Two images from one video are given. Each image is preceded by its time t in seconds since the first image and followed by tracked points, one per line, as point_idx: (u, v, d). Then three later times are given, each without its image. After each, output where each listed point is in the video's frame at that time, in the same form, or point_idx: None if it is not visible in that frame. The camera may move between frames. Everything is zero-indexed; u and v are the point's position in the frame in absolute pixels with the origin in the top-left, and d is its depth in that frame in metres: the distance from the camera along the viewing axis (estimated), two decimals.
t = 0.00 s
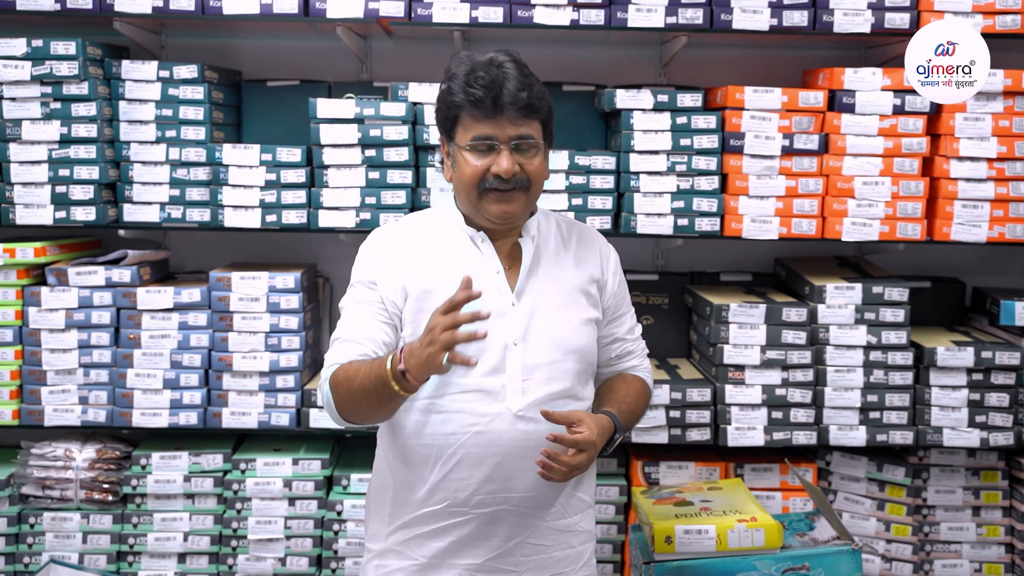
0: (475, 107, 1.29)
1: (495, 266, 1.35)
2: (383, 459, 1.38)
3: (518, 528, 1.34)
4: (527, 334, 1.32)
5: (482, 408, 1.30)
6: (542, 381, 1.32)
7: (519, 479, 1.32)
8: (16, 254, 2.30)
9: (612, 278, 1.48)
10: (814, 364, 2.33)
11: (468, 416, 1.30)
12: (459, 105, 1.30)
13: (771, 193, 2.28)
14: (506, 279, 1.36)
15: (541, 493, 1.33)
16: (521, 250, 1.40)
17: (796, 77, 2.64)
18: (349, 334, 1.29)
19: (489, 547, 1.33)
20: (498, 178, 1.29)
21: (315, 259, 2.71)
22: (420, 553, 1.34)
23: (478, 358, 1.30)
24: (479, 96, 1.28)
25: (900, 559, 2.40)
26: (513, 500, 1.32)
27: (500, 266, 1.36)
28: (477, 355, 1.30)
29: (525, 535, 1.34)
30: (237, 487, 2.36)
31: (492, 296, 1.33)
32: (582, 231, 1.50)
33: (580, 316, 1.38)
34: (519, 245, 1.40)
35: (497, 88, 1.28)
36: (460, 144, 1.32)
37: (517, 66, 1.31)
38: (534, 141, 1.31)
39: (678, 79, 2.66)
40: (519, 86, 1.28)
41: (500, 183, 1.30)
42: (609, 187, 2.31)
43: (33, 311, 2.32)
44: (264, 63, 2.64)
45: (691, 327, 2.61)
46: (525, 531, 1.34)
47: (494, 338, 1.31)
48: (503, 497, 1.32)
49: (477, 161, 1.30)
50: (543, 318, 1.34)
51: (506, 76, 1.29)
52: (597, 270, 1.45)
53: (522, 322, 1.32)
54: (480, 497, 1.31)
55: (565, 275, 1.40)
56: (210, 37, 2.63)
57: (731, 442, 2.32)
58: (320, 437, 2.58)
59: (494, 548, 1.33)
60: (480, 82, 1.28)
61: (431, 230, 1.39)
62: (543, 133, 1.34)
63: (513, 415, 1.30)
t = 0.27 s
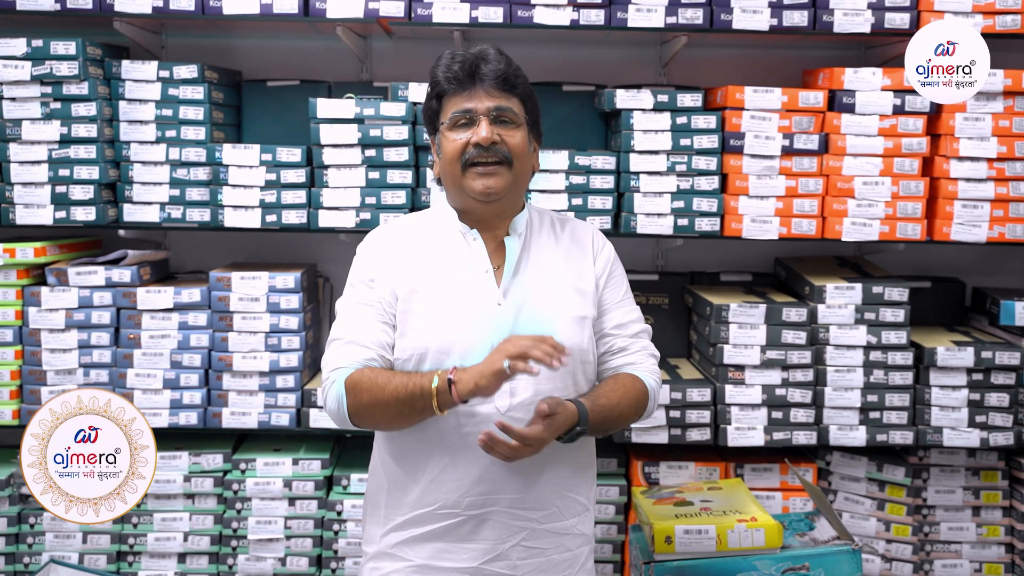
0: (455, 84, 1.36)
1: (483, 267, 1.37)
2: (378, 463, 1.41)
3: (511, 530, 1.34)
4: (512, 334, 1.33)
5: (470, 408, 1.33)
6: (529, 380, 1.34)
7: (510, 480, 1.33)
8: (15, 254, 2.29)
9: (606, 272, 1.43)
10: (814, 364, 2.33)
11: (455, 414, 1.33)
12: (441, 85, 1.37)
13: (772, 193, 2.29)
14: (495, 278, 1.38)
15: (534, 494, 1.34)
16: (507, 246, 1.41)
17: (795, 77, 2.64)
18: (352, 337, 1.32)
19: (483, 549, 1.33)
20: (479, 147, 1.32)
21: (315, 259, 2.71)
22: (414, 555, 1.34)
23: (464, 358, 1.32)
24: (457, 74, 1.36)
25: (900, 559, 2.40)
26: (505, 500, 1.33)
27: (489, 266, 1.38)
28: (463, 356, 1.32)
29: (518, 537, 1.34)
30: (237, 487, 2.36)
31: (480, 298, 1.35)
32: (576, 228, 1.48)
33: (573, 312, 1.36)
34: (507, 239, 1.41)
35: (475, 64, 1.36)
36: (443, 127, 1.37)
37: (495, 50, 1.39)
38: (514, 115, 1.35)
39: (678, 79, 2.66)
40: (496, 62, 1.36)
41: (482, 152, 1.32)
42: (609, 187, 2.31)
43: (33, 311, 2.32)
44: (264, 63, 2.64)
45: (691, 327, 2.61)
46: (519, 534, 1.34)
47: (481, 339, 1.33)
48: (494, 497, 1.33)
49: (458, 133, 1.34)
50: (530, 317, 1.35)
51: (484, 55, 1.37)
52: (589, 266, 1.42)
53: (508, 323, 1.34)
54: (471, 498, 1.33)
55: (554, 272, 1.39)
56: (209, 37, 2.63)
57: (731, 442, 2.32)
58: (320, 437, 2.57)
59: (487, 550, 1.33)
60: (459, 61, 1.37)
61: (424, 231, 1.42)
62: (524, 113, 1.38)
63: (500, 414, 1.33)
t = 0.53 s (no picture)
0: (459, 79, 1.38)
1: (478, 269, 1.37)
2: (375, 465, 1.42)
3: (504, 533, 1.34)
4: (505, 337, 1.34)
5: (461, 410, 1.33)
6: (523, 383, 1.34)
7: (501, 482, 1.34)
8: (15, 254, 2.30)
9: (604, 273, 1.42)
10: (814, 364, 2.33)
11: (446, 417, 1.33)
12: (446, 81, 1.39)
13: (771, 193, 2.28)
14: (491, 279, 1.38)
15: (527, 497, 1.34)
16: (503, 246, 1.40)
17: (795, 77, 2.64)
18: (347, 341, 1.34)
19: (476, 552, 1.33)
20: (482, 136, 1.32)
21: (315, 259, 2.71)
22: (409, 557, 1.35)
23: (456, 360, 1.33)
24: (462, 68, 1.38)
25: (900, 559, 2.40)
26: (497, 503, 1.33)
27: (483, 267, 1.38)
28: (455, 358, 1.33)
29: (510, 541, 1.34)
30: (237, 487, 2.36)
31: (473, 300, 1.35)
32: (577, 229, 1.47)
33: (569, 316, 1.36)
34: (505, 238, 1.40)
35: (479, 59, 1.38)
36: (446, 120, 1.38)
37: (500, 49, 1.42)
38: (517, 108, 1.36)
39: (678, 79, 2.66)
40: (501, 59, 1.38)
41: (485, 141, 1.32)
42: (609, 187, 2.31)
43: (33, 311, 2.32)
44: (264, 63, 2.64)
45: (691, 327, 2.60)
46: (512, 537, 1.34)
47: (474, 341, 1.34)
48: (486, 500, 1.33)
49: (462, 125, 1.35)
50: (523, 319, 1.35)
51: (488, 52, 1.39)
52: (588, 267, 1.41)
53: (501, 324, 1.34)
54: (463, 500, 1.33)
55: (551, 274, 1.39)
56: (209, 38, 2.63)
57: (731, 442, 2.32)
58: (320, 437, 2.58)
59: (480, 552, 1.33)
60: (464, 58, 1.39)
61: (421, 233, 1.42)
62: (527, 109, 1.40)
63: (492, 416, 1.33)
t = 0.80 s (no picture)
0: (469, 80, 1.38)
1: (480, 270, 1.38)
2: (376, 464, 1.42)
3: (503, 534, 1.34)
4: (506, 338, 1.34)
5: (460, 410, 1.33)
6: (524, 384, 1.34)
7: (501, 483, 1.34)
8: (15, 254, 2.29)
9: (608, 276, 1.42)
10: (814, 364, 2.33)
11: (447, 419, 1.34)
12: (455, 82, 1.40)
13: (772, 193, 2.29)
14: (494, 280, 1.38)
15: (526, 498, 1.34)
16: (507, 248, 1.40)
17: (795, 77, 2.64)
18: (349, 341, 1.35)
19: (475, 552, 1.33)
20: (490, 139, 1.32)
21: (315, 259, 2.71)
22: (408, 557, 1.35)
23: (457, 361, 1.33)
24: (471, 70, 1.38)
25: (900, 559, 2.40)
26: (496, 504, 1.33)
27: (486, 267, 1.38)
28: (455, 358, 1.34)
29: (509, 541, 1.34)
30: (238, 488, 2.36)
31: (474, 301, 1.35)
32: (582, 231, 1.47)
33: (571, 318, 1.36)
34: (509, 240, 1.41)
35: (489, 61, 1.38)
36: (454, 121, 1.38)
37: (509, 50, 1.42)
38: (526, 111, 1.37)
39: (678, 79, 2.66)
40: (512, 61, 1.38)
41: (493, 144, 1.32)
42: (609, 187, 2.31)
43: (33, 311, 2.32)
44: (264, 63, 2.64)
45: (691, 327, 2.61)
46: (510, 538, 1.34)
47: (475, 341, 1.34)
48: (485, 500, 1.33)
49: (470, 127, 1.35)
50: (525, 320, 1.35)
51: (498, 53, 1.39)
52: (591, 270, 1.41)
53: (502, 325, 1.34)
54: (462, 500, 1.33)
55: (553, 276, 1.39)
56: (209, 38, 2.63)
57: (731, 442, 2.32)
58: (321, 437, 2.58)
59: (479, 553, 1.33)
60: (474, 59, 1.39)
61: (424, 232, 1.42)
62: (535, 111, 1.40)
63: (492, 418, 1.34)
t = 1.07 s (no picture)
0: (474, 92, 1.32)
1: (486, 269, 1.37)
2: (380, 464, 1.42)
3: (507, 534, 1.34)
4: (512, 338, 1.34)
5: (465, 410, 1.33)
6: (529, 385, 1.34)
7: (505, 483, 1.34)
8: (16, 254, 2.29)
9: (613, 277, 1.42)
10: (814, 364, 2.33)
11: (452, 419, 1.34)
12: (459, 92, 1.34)
13: (772, 193, 2.29)
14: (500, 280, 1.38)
15: (530, 499, 1.34)
16: (513, 252, 1.40)
17: (795, 77, 2.64)
18: (354, 341, 1.36)
19: (478, 553, 1.33)
20: (501, 161, 1.31)
21: (315, 259, 2.71)
22: (411, 557, 1.35)
23: (463, 361, 1.33)
24: (477, 81, 1.32)
25: (900, 559, 2.41)
26: (501, 504, 1.33)
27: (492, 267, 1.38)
28: (461, 358, 1.34)
29: (513, 542, 1.34)
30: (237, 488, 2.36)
31: (481, 301, 1.35)
32: (588, 232, 1.47)
33: (576, 320, 1.36)
34: (515, 243, 1.40)
35: (495, 71, 1.32)
36: (461, 132, 1.35)
37: (514, 52, 1.35)
38: (534, 123, 1.33)
39: (678, 79, 2.66)
40: (518, 69, 1.33)
41: (503, 164, 1.31)
42: (610, 187, 2.31)
43: (33, 311, 2.32)
44: (264, 63, 2.64)
45: (691, 327, 2.60)
46: (514, 539, 1.34)
47: (481, 341, 1.34)
48: (489, 501, 1.33)
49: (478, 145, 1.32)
50: (532, 321, 1.35)
51: (504, 60, 1.33)
52: (597, 271, 1.41)
53: (508, 325, 1.34)
54: (467, 501, 1.33)
55: (560, 277, 1.39)
56: (209, 38, 2.63)
57: (731, 442, 2.32)
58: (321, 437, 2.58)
59: (483, 553, 1.33)
60: (479, 68, 1.32)
61: (430, 232, 1.42)
62: (541, 117, 1.36)
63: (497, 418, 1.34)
